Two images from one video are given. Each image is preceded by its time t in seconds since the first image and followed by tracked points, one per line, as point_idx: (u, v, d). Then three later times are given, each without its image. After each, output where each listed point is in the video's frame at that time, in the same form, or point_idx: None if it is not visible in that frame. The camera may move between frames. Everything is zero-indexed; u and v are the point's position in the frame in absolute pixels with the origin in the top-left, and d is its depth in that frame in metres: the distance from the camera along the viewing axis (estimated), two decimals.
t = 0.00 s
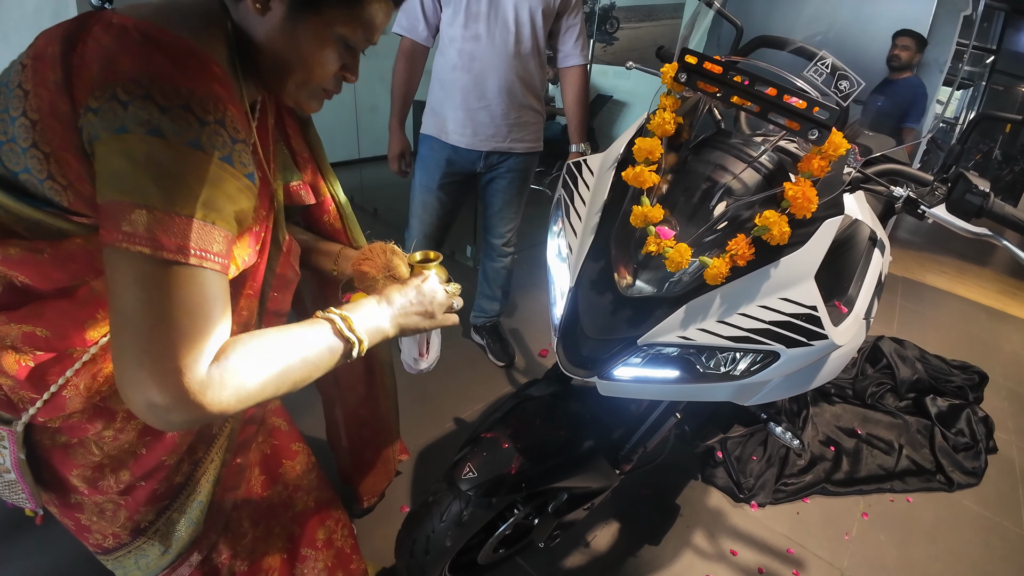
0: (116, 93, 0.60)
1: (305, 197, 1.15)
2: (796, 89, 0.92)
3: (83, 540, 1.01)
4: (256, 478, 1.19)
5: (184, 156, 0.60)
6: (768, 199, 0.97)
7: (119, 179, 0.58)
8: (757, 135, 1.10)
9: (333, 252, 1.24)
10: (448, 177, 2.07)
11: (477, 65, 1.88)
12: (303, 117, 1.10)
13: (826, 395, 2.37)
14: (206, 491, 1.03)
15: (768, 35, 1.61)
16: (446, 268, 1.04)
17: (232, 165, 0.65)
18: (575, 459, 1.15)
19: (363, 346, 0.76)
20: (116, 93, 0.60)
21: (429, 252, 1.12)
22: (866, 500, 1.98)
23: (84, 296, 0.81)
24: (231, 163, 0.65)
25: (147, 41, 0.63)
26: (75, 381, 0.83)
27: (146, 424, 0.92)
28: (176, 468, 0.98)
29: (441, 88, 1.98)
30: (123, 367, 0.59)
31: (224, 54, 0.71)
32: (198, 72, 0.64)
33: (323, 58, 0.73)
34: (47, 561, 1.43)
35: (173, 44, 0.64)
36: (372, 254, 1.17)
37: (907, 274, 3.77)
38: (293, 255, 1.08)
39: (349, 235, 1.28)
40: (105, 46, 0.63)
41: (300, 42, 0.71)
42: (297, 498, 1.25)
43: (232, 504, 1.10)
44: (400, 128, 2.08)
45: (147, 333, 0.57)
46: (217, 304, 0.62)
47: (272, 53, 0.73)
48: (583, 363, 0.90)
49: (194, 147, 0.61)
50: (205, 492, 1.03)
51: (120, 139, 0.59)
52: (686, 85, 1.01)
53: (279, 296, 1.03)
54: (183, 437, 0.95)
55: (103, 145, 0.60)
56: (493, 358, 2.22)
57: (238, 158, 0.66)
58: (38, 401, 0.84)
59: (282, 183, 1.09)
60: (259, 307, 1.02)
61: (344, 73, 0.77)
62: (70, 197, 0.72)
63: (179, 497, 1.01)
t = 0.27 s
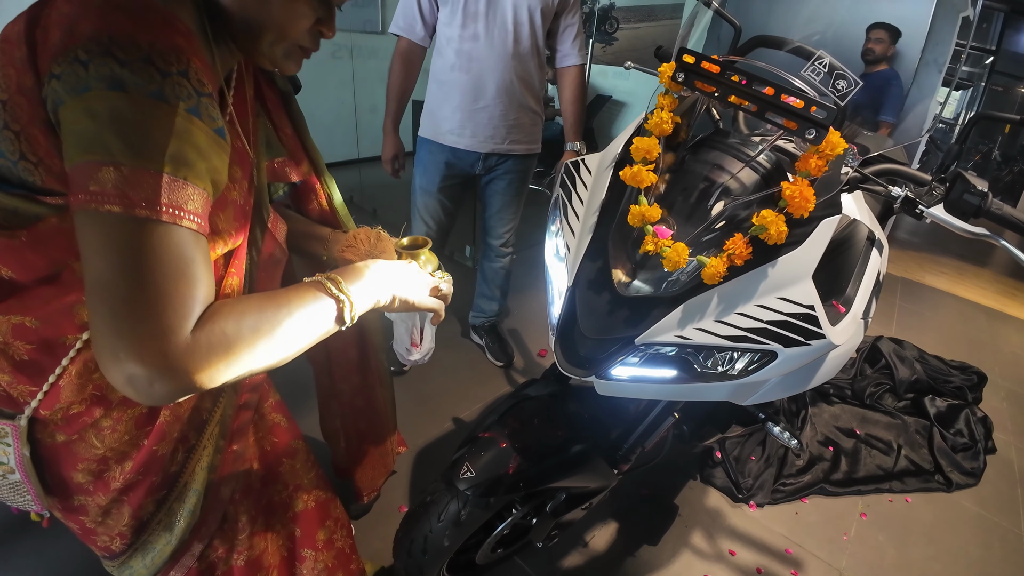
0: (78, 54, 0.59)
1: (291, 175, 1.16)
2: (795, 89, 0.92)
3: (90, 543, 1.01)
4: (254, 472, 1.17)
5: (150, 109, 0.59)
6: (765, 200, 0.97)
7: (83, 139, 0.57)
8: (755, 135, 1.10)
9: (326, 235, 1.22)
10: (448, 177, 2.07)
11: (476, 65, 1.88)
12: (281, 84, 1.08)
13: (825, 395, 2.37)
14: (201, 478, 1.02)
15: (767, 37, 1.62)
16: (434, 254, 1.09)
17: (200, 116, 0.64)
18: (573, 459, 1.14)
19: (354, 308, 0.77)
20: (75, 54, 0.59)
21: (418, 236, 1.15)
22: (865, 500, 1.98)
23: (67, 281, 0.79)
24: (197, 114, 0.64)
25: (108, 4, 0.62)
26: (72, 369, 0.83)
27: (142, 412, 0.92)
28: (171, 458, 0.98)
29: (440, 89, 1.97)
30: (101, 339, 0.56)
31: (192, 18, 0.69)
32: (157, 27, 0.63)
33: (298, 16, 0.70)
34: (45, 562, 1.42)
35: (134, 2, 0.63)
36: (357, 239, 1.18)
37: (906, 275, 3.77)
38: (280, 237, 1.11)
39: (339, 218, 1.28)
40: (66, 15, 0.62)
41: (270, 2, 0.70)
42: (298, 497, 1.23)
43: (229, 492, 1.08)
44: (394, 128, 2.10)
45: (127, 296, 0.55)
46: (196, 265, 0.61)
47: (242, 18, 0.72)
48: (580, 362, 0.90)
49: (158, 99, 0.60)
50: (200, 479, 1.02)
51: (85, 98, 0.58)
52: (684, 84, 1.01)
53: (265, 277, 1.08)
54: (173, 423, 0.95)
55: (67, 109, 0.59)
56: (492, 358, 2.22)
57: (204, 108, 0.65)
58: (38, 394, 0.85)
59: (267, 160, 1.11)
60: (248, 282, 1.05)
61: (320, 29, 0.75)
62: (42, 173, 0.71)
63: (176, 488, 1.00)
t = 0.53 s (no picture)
0: (58, 36, 0.58)
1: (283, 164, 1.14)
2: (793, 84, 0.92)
3: (92, 544, 1.01)
4: (254, 467, 1.18)
5: (131, 90, 0.59)
6: (762, 195, 0.98)
7: (65, 121, 0.57)
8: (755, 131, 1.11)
9: (314, 228, 1.23)
10: (441, 180, 2.06)
11: (464, 61, 1.86)
12: (275, 74, 1.08)
13: (823, 393, 2.37)
14: (200, 470, 1.03)
15: (766, 34, 1.53)
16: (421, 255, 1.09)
17: (183, 97, 0.64)
18: (572, 456, 1.14)
19: (339, 297, 0.77)
20: (57, 37, 0.58)
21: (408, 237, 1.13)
22: (863, 499, 1.98)
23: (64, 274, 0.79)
24: (179, 94, 0.64)
25: None
26: (71, 363, 0.83)
27: (142, 406, 0.92)
28: (171, 451, 0.99)
29: (427, 87, 1.95)
30: (79, 325, 0.56)
31: None
32: (138, 7, 0.62)
33: None
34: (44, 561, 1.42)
35: None
36: (343, 237, 1.17)
37: (905, 274, 3.77)
38: (277, 226, 1.12)
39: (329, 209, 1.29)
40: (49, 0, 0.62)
41: None
42: (299, 492, 1.22)
43: (228, 483, 1.09)
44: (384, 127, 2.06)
45: (107, 281, 0.55)
46: (178, 248, 0.60)
47: None
48: (579, 358, 0.90)
49: (139, 78, 0.60)
50: (199, 472, 1.03)
51: (65, 79, 0.58)
52: (682, 80, 1.01)
53: (264, 265, 1.09)
54: (172, 417, 0.95)
55: (49, 92, 0.59)
56: (491, 357, 2.22)
57: (187, 88, 0.65)
58: (37, 387, 0.83)
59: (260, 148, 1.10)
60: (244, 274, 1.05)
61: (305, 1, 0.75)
62: (31, 163, 0.71)
63: (175, 481, 1.02)
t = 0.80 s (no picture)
0: (56, 29, 0.60)
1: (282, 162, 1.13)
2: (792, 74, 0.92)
3: (86, 538, 1.00)
4: (251, 461, 1.18)
5: (120, 84, 0.59)
6: (762, 185, 0.98)
7: (52, 110, 0.57)
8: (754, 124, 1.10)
9: (311, 230, 1.24)
10: (428, 174, 2.05)
11: (447, 53, 1.84)
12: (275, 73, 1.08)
13: (823, 391, 2.36)
14: (199, 468, 1.03)
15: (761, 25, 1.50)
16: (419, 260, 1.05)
17: (175, 96, 0.65)
18: (571, 450, 1.14)
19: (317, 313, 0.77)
20: (54, 30, 0.60)
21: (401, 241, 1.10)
22: (864, 495, 1.97)
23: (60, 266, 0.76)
24: (171, 93, 0.65)
25: None
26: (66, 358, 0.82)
27: (137, 404, 0.90)
28: (168, 447, 0.98)
29: (409, 80, 1.92)
30: (46, 321, 0.55)
31: None
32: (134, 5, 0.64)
33: None
34: (43, 561, 1.41)
35: None
36: (339, 239, 1.14)
37: (905, 273, 3.77)
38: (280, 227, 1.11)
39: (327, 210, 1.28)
40: None
41: None
42: (296, 488, 1.22)
43: (226, 482, 1.09)
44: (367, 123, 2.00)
45: (79, 276, 0.54)
46: (158, 249, 0.60)
47: None
48: (578, 351, 0.90)
49: (130, 73, 0.60)
50: (198, 471, 1.02)
51: (58, 72, 0.58)
52: (681, 71, 1.01)
53: (264, 262, 1.09)
54: (170, 415, 0.95)
55: (40, 82, 0.59)
56: (491, 354, 2.22)
57: (179, 88, 0.66)
58: (30, 382, 0.83)
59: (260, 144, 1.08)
60: (245, 272, 1.05)
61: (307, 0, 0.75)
62: (26, 157, 0.71)
63: (172, 477, 1.00)
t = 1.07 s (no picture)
0: (59, 24, 0.59)
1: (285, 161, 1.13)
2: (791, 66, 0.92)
3: (79, 531, 1.01)
4: (249, 461, 1.16)
5: (122, 84, 0.59)
6: (761, 176, 0.98)
7: (52, 107, 0.57)
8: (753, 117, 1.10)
9: (314, 231, 1.23)
10: (414, 170, 2.04)
11: (431, 48, 1.82)
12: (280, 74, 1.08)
13: (823, 388, 2.36)
14: (196, 467, 1.01)
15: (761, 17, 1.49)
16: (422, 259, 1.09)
17: (177, 97, 0.65)
18: (568, 445, 1.14)
19: (314, 318, 0.77)
20: (57, 24, 0.59)
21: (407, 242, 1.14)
22: (863, 492, 1.97)
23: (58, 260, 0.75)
24: (173, 93, 0.65)
25: None
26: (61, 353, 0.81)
27: (132, 402, 0.90)
28: (164, 444, 0.98)
29: (393, 76, 1.90)
30: (43, 318, 0.55)
31: None
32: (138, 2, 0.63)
33: None
34: (41, 558, 1.41)
35: None
36: (343, 238, 1.10)
37: (905, 271, 3.77)
38: (280, 224, 1.12)
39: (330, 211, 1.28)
40: None
41: None
42: (295, 485, 1.21)
43: (224, 480, 1.07)
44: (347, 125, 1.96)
45: (76, 274, 0.54)
46: (156, 250, 0.60)
47: None
48: (578, 343, 0.90)
49: (132, 73, 0.60)
50: (196, 469, 1.02)
51: (59, 69, 0.58)
52: (681, 64, 1.01)
53: (265, 262, 1.08)
54: (168, 413, 0.95)
55: (41, 78, 0.59)
56: (491, 351, 2.22)
57: (181, 88, 0.66)
58: (24, 376, 0.81)
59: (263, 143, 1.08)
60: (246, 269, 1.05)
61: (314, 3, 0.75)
62: (25, 150, 0.70)
63: (169, 475, 1.00)
